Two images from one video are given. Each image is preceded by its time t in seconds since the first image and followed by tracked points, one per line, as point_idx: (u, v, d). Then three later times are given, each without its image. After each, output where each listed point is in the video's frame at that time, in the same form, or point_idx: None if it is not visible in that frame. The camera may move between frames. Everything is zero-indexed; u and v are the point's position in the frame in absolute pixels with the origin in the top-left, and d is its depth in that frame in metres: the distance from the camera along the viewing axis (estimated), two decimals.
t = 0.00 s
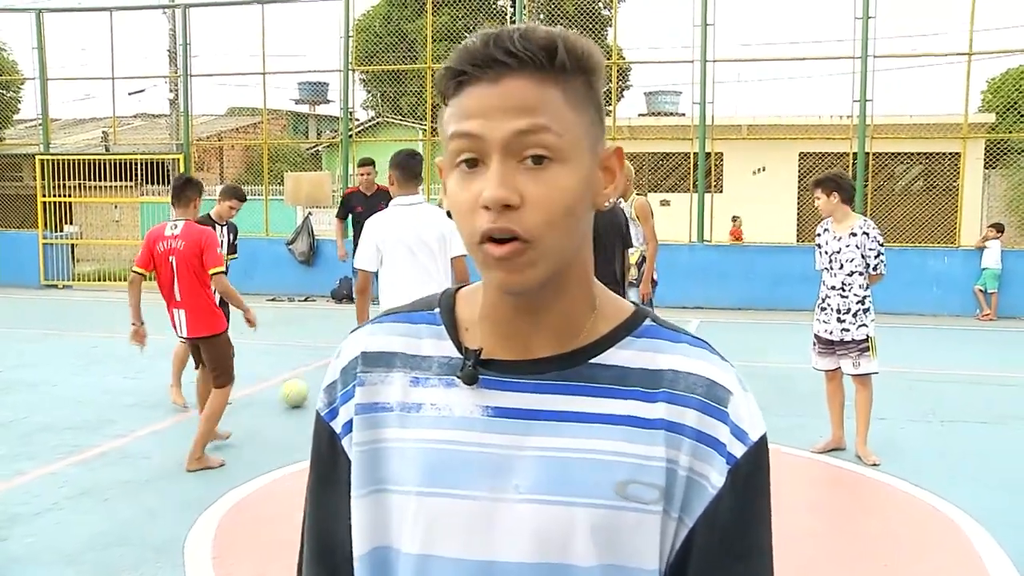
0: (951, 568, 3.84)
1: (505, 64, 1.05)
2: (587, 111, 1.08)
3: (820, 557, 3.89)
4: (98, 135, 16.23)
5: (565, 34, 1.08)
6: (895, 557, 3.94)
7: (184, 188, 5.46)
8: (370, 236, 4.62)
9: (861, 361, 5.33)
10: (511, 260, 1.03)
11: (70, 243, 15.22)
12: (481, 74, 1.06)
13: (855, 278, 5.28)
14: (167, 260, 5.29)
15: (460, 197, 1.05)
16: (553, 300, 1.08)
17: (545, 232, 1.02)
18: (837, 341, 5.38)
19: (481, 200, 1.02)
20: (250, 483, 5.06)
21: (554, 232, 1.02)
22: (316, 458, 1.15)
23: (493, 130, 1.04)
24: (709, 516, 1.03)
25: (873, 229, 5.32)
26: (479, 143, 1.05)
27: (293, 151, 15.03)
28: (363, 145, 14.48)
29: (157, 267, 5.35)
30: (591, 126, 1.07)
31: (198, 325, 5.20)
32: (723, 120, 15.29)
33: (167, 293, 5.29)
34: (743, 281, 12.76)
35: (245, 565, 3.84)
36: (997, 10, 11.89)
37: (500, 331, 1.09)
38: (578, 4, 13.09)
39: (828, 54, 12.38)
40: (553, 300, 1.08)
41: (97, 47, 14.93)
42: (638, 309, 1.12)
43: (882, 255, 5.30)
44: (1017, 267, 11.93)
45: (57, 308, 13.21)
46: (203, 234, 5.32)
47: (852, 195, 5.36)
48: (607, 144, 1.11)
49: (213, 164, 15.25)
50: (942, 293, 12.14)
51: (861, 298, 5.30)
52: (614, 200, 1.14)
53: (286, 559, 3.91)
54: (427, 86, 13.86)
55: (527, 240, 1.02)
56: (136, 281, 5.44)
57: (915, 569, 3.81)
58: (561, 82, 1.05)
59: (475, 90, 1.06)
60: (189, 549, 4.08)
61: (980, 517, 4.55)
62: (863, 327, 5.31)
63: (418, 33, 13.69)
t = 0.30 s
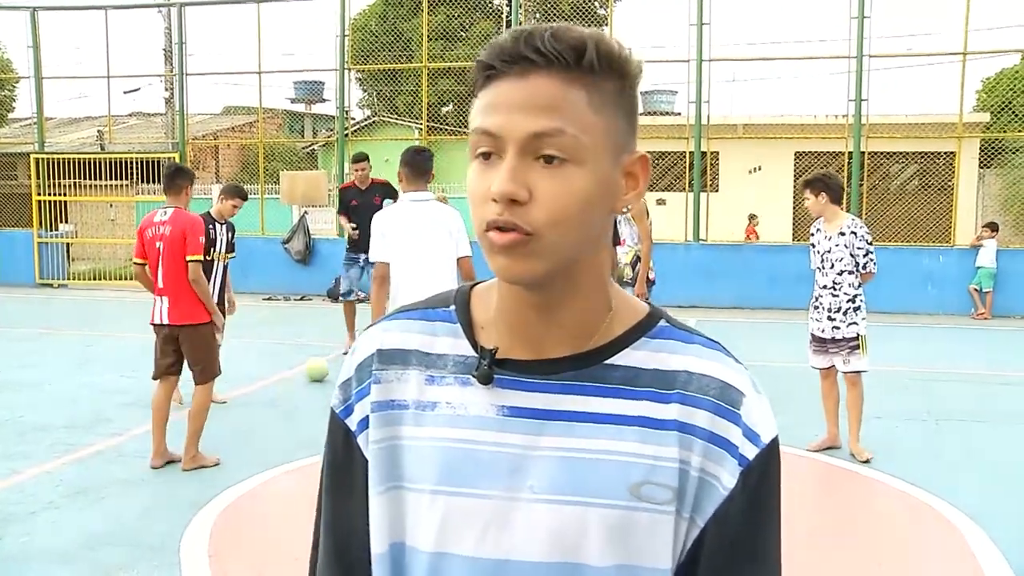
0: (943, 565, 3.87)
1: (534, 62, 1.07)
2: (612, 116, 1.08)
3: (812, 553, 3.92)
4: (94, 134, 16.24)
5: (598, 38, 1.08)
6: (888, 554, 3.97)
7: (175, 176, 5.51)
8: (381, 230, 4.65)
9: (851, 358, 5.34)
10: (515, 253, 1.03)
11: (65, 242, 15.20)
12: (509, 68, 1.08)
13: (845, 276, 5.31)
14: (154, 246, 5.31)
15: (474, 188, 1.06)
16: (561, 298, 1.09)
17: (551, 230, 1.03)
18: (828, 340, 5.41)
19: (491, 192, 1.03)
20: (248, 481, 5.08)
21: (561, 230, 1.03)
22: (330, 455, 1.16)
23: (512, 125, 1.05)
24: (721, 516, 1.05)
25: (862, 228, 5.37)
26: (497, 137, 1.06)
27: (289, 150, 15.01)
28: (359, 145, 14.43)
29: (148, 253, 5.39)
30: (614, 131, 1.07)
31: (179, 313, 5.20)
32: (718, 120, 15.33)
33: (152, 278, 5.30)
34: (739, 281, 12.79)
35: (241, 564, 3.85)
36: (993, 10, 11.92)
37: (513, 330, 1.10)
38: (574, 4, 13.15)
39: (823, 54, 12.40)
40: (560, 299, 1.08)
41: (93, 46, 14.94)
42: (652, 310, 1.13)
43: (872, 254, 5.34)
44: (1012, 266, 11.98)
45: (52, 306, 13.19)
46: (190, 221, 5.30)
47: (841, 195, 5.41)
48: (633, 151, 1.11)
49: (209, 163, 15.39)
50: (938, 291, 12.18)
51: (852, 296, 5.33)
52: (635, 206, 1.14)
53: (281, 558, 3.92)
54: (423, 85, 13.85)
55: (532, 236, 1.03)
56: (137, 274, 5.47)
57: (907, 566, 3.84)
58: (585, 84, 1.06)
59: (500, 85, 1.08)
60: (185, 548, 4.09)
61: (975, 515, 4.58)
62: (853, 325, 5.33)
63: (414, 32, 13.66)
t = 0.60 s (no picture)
0: (940, 564, 3.89)
1: (520, 64, 1.08)
2: (604, 109, 1.07)
3: (809, 552, 3.93)
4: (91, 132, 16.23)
5: (585, 33, 1.08)
6: (884, 552, 3.98)
7: (167, 173, 5.53)
8: (397, 226, 4.66)
9: (834, 354, 5.38)
10: (508, 253, 1.04)
11: (62, 241, 15.18)
12: (498, 72, 1.09)
13: (835, 273, 5.35)
14: (145, 242, 5.35)
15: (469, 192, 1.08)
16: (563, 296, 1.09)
17: (540, 227, 1.03)
18: (819, 336, 5.46)
19: (481, 194, 1.05)
20: (246, 480, 5.08)
21: (549, 226, 1.03)
22: (340, 449, 1.17)
23: (501, 127, 1.06)
24: (727, 517, 1.06)
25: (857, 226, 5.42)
26: (487, 140, 1.07)
27: (286, 149, 15.00)
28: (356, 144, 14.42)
29: (138, 250, 5.42)
30: (605, 125, 1.07)
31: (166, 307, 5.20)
32: (715, 118, 15.34)
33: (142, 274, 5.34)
34: (736, 279, 12.81)
35: (239, 563, 3.85)
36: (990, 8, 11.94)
37: (521, 327, 1.11)
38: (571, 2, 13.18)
39: (820, 53, 12.41)
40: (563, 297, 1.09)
41: (89, 44, 14.94)
42: (663, 310, 1.14)
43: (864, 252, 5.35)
44: (1009, 264, 12.01)
45: (49, 305, 13.17)
46: (181, 216, 5.34)
47: (834, 194, 5.47)
48: (632, 144, 1.10)
49: (205, 162, 15.21)
50: (935, 290, 12.20)
51: (843, 293, 5.36)
52: (639, 199, 1.12)
53: (279, 557, 3.92)
54: (420, 84, 13.85)
55: (523, 233, 1.03)
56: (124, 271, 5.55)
57: (903, 565, 3.85)
58: (572, 81, 1.06)
59: (489, 91, 1.10)
60: (182, 547, 4.09)
61: (971, 514, 4.59)
62: (842, 322, 5.35)
63: (411, 30, 13.64)
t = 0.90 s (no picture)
0: (938, 564, 3.90)
1: (466, 78, 1.10)
2: (552, 103, 1.06)
3: (807, 552, 3.93)
4: (90, 132, 16.26)
5: (523, 38, 1.09)
6: (881, 553, 3.99)
7: (167, 174, 5.55)
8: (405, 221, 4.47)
9: (827, 357, 5.42)
10: (478, 261, 1.05)
11: (61, 241, 15.19)
12: (450, 92, 1.12)
13: (825, 277, 5.39)
14: (139, 241, 5.36)
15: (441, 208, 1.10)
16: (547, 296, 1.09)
17: (502, 229, 1.04)
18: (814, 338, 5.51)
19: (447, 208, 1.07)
20: (246, 480, 5.09)
21: (511, 227, 1.03)
22: (345, 450, 1.20)
23: (455, 141, 1.08)
24: (727, 513, 1.06)
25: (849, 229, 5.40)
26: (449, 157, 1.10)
27: (286, 150, 15.00)
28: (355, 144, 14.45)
29: (133, 249, 5.44)
30: (557, 118, 1.06)
31: (156, 306, 5.20)
32: (714, 120, 15.36)
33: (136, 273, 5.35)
34: (735, 280, 12.82)
35: (239, 564, 3.86)
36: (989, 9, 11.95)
37: (519, 330, 1.12)
38: (571, 3, 13.14)
39: (819, 54, 12.43)
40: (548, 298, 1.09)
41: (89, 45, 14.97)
42: (661, 308, 1.14)
43: (853, 255, 5.33)
44: (1008, 265, 12.02)
45: (47, 305, 13.18)
46: (175, 216, 5.37)
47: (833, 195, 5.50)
48: (595, 131, 1.08)
49: (204, 162, 15.18)
50: (933, 291, 12.22)
51: (832, 296, 5.39)
52: (613, 186, 1.09)
53: (278, 557, 3.93)
54: (420, 84, 13.86)
55: (490, 239, 1.04)
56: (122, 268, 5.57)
57: (901, 564, 3.86)
58: (517, 84, 1.07)
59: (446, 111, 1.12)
60: (181, 547, 4.09)
61: (968, 515, 4.60)
62: (831, 325, 5.39)
63: (410, 31, 13.63)
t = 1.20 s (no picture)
0: (937, 567, 3.89)
1: (461, 73, 1.09)
2: (542, 115, 1.06)
3: (806, 555, 3.93)
4: (90, 130, 16.25)
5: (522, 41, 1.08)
6: (880, 555, 3.99)
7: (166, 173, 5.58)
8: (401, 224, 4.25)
9: (819, 359, 5.46)
10: (450, 262, 1.07)
11: (61, 239, 15.16)
12: (444, 82, 1.11)
13: (819, 280, 5.42)
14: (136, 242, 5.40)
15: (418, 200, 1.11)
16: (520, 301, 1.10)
17: (476, 236, 1.05)
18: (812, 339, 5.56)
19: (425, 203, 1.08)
20: (244, 479, 5.09)
21: (484, 236, 1.05)
22: (328, 457, 1.19)
23: (443, 136, 1.09)
24: (711, 504, 1.06)
25: (842, 234, 5.37)
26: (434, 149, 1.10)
27: (286, 149, 15.01)
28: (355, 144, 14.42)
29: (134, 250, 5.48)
30: (544, 132, 1.06)
31: (148, 308, 5.22)
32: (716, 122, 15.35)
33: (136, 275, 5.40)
34: (735, 281, 12.81)
35: (238, 562, 3.86)
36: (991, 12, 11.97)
37: (495, 330, 1.13)
38: (572, 4, 13.12)
39: (820, 56, 12.44)
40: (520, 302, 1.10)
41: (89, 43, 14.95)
42: (641, 304, 1.15)
43: (842, 262, 5.30)
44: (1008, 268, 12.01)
45: (46, 303, 13.16)
46: (165, 215, 5.32)
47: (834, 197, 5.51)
48: (581, 147, 1.08)
49: (204, 161, 15.14)
50: (933, 293, 12.22)
51: (824, 300, 5.42)
52: (590, 206, 1.10)
53: (277, 556, 3.93)
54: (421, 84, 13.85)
55: (462, 241, 1.05)
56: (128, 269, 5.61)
57: (899, 566, 3.87)
58: (509, 89, 1.06)
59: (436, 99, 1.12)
60: (180, 546, 4.09)
61: (968, 517, 4.59)
62: (823, 329, 5.42)
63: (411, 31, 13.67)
